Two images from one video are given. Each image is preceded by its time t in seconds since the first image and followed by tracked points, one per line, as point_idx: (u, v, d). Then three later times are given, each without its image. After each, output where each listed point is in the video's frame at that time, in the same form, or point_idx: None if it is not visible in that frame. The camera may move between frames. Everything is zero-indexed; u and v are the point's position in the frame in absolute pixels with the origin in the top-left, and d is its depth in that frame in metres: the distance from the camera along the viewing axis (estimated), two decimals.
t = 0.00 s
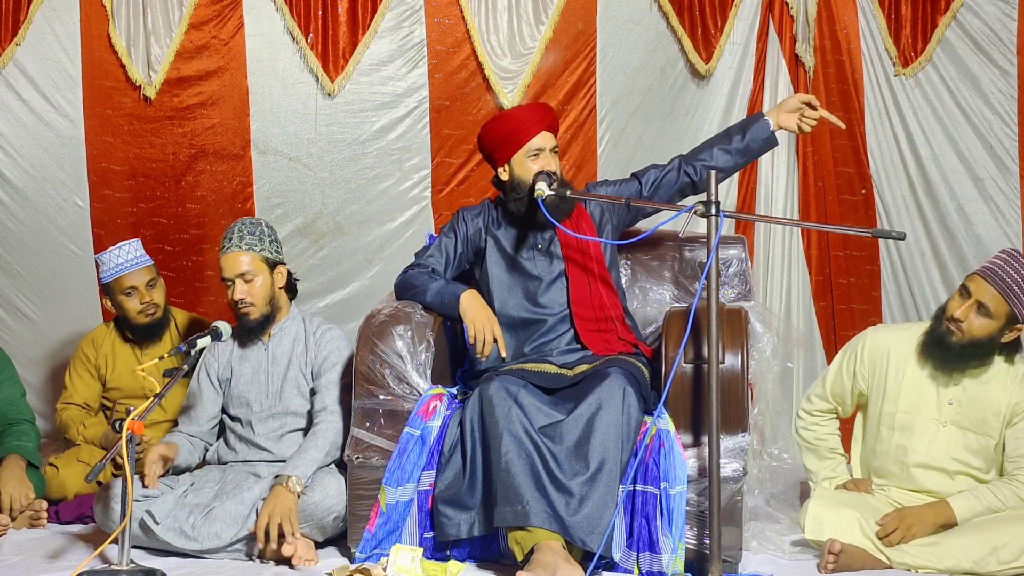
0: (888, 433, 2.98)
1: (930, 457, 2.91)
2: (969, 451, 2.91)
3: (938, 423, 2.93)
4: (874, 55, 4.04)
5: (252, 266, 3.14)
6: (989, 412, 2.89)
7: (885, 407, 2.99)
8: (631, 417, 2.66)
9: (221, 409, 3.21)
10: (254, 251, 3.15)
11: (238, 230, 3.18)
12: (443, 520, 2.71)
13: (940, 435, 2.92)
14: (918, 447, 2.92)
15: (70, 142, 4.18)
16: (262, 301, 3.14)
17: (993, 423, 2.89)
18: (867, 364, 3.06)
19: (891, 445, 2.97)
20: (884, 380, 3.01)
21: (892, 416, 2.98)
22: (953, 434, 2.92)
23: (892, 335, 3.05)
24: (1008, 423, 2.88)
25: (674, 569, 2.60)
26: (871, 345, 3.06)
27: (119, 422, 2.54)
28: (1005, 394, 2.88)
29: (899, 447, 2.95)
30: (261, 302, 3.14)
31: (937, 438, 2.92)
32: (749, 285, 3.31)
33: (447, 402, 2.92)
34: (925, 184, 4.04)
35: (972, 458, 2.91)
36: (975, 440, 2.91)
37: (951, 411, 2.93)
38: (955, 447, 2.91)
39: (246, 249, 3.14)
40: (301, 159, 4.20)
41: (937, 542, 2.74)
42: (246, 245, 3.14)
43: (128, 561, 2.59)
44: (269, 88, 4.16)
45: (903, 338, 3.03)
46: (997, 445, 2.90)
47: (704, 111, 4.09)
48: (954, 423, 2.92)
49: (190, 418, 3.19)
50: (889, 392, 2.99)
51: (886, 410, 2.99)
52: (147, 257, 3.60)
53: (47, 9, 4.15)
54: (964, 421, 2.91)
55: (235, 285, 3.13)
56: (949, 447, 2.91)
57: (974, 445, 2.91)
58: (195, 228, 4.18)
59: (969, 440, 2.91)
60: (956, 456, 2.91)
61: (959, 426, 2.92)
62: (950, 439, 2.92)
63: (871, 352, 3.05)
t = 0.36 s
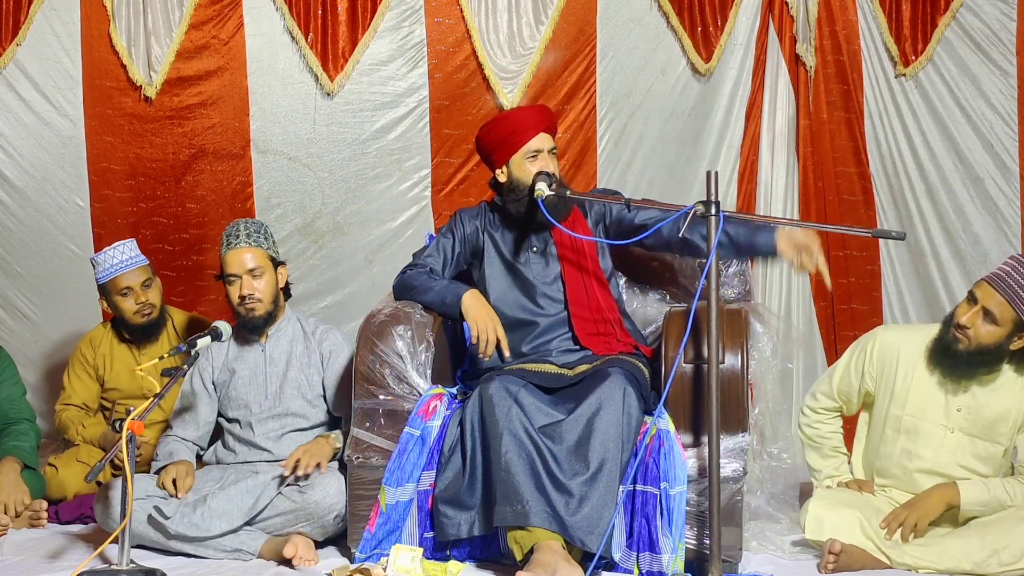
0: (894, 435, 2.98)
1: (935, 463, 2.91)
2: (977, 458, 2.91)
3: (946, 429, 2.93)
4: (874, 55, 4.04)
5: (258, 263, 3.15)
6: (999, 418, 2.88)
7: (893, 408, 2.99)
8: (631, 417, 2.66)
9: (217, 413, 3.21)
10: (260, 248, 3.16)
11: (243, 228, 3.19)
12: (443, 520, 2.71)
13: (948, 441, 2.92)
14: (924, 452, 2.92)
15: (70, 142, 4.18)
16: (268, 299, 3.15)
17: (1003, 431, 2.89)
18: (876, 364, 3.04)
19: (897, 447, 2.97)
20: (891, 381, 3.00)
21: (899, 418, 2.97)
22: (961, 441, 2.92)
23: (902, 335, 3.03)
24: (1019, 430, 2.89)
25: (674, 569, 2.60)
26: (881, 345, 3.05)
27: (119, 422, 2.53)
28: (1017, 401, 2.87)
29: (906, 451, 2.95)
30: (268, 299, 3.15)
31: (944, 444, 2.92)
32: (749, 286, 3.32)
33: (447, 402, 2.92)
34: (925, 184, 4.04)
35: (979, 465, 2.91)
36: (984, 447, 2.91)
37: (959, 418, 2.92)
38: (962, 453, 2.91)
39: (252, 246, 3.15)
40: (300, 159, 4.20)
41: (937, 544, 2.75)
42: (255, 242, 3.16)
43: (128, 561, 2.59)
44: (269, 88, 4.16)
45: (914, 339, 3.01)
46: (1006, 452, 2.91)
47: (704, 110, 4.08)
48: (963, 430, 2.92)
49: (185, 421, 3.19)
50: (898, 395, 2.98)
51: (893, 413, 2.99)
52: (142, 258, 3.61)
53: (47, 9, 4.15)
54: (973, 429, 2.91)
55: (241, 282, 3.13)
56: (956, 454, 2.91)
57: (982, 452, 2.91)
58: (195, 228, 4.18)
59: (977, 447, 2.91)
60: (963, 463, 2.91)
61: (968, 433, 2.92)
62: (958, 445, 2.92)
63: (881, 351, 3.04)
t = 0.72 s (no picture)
0: (895, 436, 2.98)
1: (937, 464, 2.91)
2: (978, 459, 2.91)
3: (948, 431, 2.93)
4: (874, 55, 4.04)
5: (234, 267, 3.16)
6: (1000, 419, 2.89)
7: (893, 410, 2.99)
8: (631, 417, 2.66)
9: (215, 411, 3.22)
10: (237, 252, 3.17)
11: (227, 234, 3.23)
12: (443, 520, 2.71)
13: (950, 443, 2.92)
14: (925, 453, 2.92)
15: (70, 143, 4.18)
16: (241, 302, 3.15)
17: (1003, 432, 2.90)
18: (876, 365, 3.04)
19: (898, 448, 2.97)
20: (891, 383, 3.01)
21: (899, 419, 2.97)
22: (962, 442, 2.92)
23: (902, 336, 3.04)
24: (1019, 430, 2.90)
25: (675, 569, 2.61)
26: (881, 346, 3.04)
27: (119, 422, 2.53)
28: (1018, 401, 2.88)
29: (908, 452, 2.95)
30: (240, 302, 3.15)
31: (946, 445, 2.92)
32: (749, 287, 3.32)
33: (447, 401, 2.91)
34: (925, 184, 4.05)
35: (981, 466, 2.91)
36: (985, 448, 2.91)
37: (960, 419, 2.92)
38: (964, 454, 2.92)
39: (230, 250, 3.18)
40: (301, 159, 4.20)
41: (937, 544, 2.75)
42: (232, 247, 3.18)
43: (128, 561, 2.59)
44: (269, 88, 4.17)
45: (914, 339, 3.02)
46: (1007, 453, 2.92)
47: (704, 110, 4.08)
48: (964, 431, 2.92)
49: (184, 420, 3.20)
50: (898, 397, 2.98)
51: (893, 414, 2.99)
52: (132, 257, 3.59)
53: (47, 9, 4.15)
54: (975, 430, 2.91)
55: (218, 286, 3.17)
56: (958, 455, 2.92)
57: (984, 453, 2.91)
58: (195, 228, 4.18)
59: (978, 448, 2.91)
60: (964, 464, 2.91)
61: (970, 435, 2.92)
62: (959, 446, 2.92)
63: (881, 352, 3.04)
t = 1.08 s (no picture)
0: (892, 437, 2.98)
1: (934, 464, 2.91)
2: (975, 458, 2.91)
3: (944, 431, 2.93)
4: (874, 55, 4.05)
5: (233, 270, 3.19)
6: (995, 419, 2.89)
7: (889, 411, 2.99)
8: (631, 417, 2.66)
9: (220, 406, 3.22)
10: (237, 253, 3.19)
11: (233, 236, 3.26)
12: (443, 519, 2.71)
13: (946, 443, 2.92)
14: (923, 453, 2.92)
15: (70, 142, 4.18)
16: (238, 304, 3.16)
17: (999, 431, 2.89)
18: (870, 366, 3.05)
19: (895, 448, 2.97)
20: (883, 386, 3.01)
21: (894, 421, 2.97)
22: (958, 442, 2.92)
23: (894, 337, 3.04)
24: (1015, 430, 2.88)
25: (674, 569, 2.61)
26: (873, 348, 3.05)
27: (119, 423, 2.53)
28: (1014, 402, 2.87)
29: (904, 452, 2.95)
30: (236, 304, 3.16)
31: (941, 444, 2.92)
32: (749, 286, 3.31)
33: (447, 402, 2.91)
34: (925, 184, 4.05)
35: (978, 466, 2.91)
36: (980, 448, 2.91)
37: (955, 419, 2.92)
38: (960, 454, 2.92)
39: (230, 251, 3.20)
40: (300, 159, 4.20)
41: (937, 544, 2.75)
42: (234, 248, 3.20)
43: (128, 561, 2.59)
44: (269, 88, 4.17)
45: (905, 341, 3.02)
46: (1003, 452, 2.91)
47: (704, 110, 4.08)
48: (960, 431, 2.92)
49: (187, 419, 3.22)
50: (892, 399, 2.99)
51: (888, 415, 2.99)
52: (129, 257, 3.59)
53: (47, 9, 4.15)
54: (970, 430, 2.91)
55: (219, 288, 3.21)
56: (954, 455, 2.92)
57: (980, 452, 2.91)
58: (195, 228, 4.18)
59: (974, 448, 2.91)
60: (960, 464, 2.91)
61: (965, 434, 2.92)
62: (955, 445, 2.92)
63: (874, 354, 3.04)
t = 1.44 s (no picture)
0: (891, 437, 2.98)
1: (934, 464, 2.91)
2: (974, 458, 2.91)
3: (943, 431, 2.93)
4: (874, 56, 4.04)
5: (228, 268, 3.19)
6: (994, 420, 2.88)
7: (888, 411, 2.99)
8: (631, 417, 2.66)
9: (219, 406, 3.23)
10: (230, 252, 3.20)
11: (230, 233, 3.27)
12: (443, 520, 2.71)
13: (945, 443, 2.92)
14: (923, 453, 2.92)
15: (70, 142, 4.18)
16: (234, 302, 3.18)
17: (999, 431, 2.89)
18: (869, 366, 3.05)
19: (895, 448, 2.97)
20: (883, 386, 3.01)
21: (894, 421, 2.97)
22: (958, 442, 2.92)
23: (894, 338, 3.04)
24: (1014, 430, 2.88)
25: (674, 569, 2.61)
26: (873, 348, 3.05)
27: (119, 422, 2.53)
28: (1014, 402, 2.87)
29: (904, 452, 2.95)
30: (232, 303, 3.19)
31: (940, 445, 2.92)
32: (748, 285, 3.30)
33: (447, 402, 2.91)
34: (925, 183, 4.04)
35: (977, 466, 2.91)
36: (979, 448, 2.91)
37: (954, 419, 2.92)
38: (960, 454, 2.91)
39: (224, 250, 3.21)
40: (300, 159, 4.20)
41: (937, 544, 2.75)
42: (229, 247, 3.21)
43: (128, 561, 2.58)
44: (268, 88, 4.17)
45: (905, 341, 3.02)
46: (1003, 453, 2.91)
47: (704, 110, 4.08)
48: (959, 431, 2.92)
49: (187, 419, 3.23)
50: (892, 399, 2.98)
51: (888, 415, 2.99)
52: (136, 257, 3.61)
53: (47, 9, 4.15)
54: (969, 430, 2.91)
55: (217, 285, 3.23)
56: (953, 455, 2.91)
57: (979, 452, 2.91)
58: (195, 228, 4.18)
59: (973, 448, 2.91)
60: (960, 464, 2.91)
61: (964, 434, 2.92)
62: (954, 445, 2.92)
63: (873, 354, 3.04)
